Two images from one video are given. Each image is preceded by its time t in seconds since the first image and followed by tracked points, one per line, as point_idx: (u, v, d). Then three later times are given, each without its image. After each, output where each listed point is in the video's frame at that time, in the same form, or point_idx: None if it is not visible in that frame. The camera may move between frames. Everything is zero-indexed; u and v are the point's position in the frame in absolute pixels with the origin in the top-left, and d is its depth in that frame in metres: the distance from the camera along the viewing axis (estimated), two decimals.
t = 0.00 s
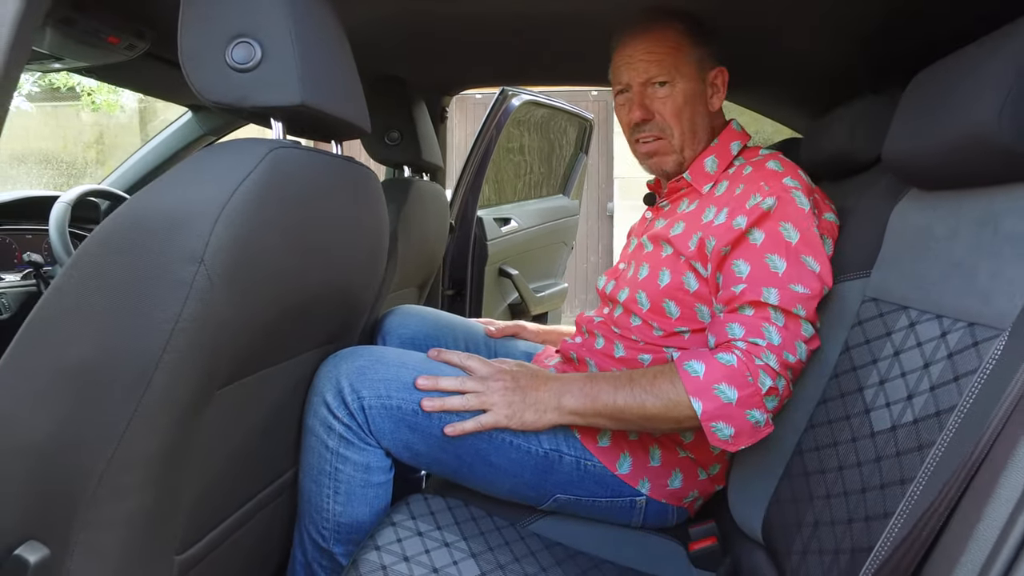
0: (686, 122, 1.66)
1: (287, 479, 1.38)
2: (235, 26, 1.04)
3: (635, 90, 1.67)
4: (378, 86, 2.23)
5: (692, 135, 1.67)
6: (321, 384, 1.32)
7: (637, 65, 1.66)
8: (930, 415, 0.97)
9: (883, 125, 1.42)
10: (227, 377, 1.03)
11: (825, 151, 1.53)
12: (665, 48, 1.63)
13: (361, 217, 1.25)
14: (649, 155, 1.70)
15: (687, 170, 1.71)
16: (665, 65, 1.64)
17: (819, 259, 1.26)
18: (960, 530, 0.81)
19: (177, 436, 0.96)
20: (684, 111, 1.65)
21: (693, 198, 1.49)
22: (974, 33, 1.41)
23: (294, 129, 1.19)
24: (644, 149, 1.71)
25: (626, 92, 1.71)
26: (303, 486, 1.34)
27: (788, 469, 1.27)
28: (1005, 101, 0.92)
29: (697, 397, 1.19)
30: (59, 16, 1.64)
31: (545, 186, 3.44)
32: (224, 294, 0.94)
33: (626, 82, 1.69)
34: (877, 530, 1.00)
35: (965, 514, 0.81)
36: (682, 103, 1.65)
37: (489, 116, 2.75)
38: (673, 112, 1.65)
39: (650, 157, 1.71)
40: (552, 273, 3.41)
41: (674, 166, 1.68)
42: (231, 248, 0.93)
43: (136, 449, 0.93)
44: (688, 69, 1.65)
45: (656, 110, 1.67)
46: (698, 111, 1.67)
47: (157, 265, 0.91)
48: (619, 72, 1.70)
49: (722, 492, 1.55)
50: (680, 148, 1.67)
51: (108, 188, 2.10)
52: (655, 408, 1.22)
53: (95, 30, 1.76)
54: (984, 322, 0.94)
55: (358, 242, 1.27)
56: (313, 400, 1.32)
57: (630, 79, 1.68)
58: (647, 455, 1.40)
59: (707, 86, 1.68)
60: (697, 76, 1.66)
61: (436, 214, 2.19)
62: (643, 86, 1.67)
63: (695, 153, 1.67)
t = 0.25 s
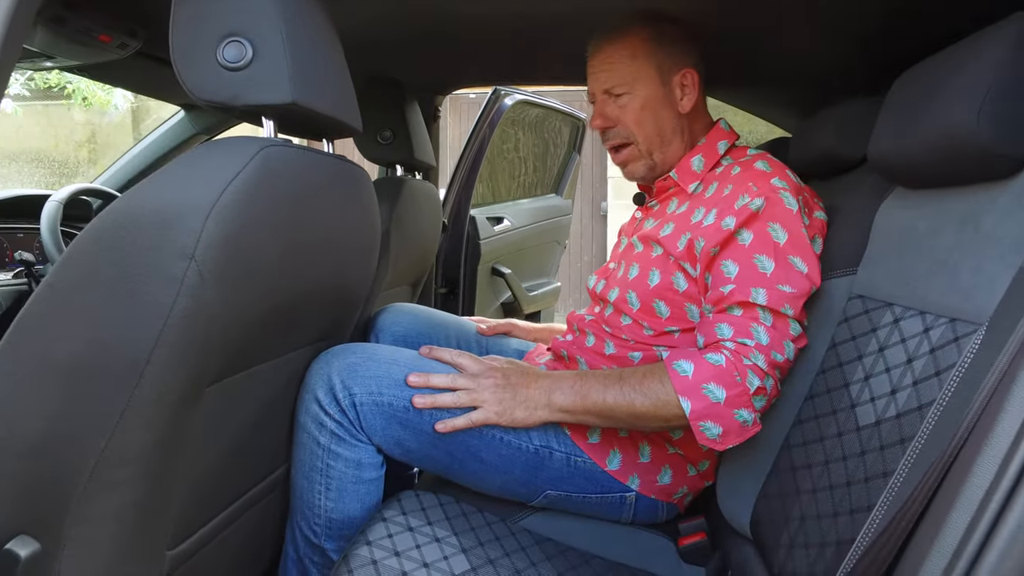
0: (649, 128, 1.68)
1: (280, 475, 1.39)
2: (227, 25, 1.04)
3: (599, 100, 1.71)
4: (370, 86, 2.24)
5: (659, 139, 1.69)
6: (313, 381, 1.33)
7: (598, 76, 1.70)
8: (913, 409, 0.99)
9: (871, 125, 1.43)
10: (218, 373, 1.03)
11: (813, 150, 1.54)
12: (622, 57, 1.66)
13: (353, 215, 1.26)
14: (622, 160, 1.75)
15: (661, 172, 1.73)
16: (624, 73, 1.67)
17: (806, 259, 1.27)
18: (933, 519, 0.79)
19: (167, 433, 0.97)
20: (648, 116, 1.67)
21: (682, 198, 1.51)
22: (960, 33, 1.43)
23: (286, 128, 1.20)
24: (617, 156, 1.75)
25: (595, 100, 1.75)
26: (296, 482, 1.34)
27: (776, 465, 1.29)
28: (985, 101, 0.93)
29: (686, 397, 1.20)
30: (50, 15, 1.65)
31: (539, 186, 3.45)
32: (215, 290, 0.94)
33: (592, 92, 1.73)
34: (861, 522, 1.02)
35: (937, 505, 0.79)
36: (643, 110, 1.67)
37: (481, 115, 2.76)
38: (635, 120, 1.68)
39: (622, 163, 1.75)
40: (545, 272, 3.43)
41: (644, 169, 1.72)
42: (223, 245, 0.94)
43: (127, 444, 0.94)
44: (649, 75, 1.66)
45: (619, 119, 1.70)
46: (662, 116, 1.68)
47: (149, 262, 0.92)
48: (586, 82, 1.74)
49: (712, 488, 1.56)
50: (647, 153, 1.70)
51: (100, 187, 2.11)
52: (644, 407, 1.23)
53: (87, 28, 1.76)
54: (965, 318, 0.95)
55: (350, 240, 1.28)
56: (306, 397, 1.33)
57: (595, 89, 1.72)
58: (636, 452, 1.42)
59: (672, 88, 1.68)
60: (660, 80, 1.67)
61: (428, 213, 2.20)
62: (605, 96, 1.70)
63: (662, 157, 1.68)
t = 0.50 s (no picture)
0: (634, 129, 1.68)
1: (273, 474, 1.39)
2: (220, 23, 1.05)
3: (584, 103, 1.73)
4: (363, 86, 2.24)
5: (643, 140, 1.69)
6: (306, 379, 1.34)
7: (583, 80, 1.71)
8: (902, 405, 1.00)
9: (860, 125, 1.45)
10: (211, 371, 1.03)
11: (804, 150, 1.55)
12: (603, 60, 1.67)
13: (346, 213, 1.26)
14: (609, 160, 1.76)
15: (648, 171, 1.74)
16: (607, 76, 1.68)
17: (797, 257, 1.28)
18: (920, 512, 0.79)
19: (159, 431, 0.97)
20: (631, 117, 1.68)
21: (674, 197, 1.51)
22: (948, 34, 1.44)
23: (279, 126, 1.21)
24: (604, 156, 1.77)
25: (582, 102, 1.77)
26: (289, 481, 1.35)
27: (767, 462, 1.29)
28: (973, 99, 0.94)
29: (677, 393, 1.20)
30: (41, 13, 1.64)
31: (532, 185, 3.46)
32: (209, 288, 0.95)
33: (578, 94, 1.74)
34: (851, 518, 1.03)
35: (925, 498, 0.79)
36: (627, 111, 1.68)
37: (474, 116, 2.76)
38: (619, 122, 1.69)
39: (610, 163, 1.76)
40: (538, 271, 3.43)
41: (630, 168, 1.73)
42: (216, 243, 0.94)
43: (119, 443, 0.94)
44: (631, 77, 1.67)
45: (604, 120, 1.71)
46: (646, 116, 1.68)
47: (141, 259, 0.92)
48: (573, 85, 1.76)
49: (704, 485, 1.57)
50: (632, 154, 1.71)
51: (91, 186, 2.10)
52: (636, 403, 1.24)
53: (78, 26, 1.75)
54: (953, 315, 0.96)
55: (343, 239, 1.28)
56: (299, 395, 1.33)
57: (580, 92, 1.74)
58: (628, 449, 1.43)
59: (656, 89, 1.68)
60: (643, 82, 1.67)
61: (421, 213, 2.20)
62: (590, 98, 1.71)
63: (646, 157, 1.69)
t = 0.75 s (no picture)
0: (633, 128, 1.72)
1: (269, 476, 1.39)
2: (216, 24, 1.04)
3: (586, 98, 1.75)
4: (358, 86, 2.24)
5: (643, 139, 1.73)
6: (302, 381, 1.33)
7: (586, 74, 1.73)
8: (895, 406, 1.00)
9: (854, 127, 1.45)
10: (207, 373, 1.03)
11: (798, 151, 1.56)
12: (608, 57, 1.69)
13: (341, 215, 1.26)
14: (606, 157, 1.79)
15: (644, 170, 1.77)
16: (610, 73, 1.70)
17: (791, 256, 1.29)
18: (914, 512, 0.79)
19: (155, 433, 0.97)
20: (632, 116, 1.71)
21: (668, 198, 1.51)
22: (941, 36, 1.45)
23: (274, 127, 1.20)
24: (601, 152, 1.80)
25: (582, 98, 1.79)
26: (284, 482, 1.34)
27: (761, 462, 1.30)
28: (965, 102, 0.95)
29: (672, 392, 1.21)
30: (34, 13, 1.64)
31: (528, 186, 3.46)
32: (205, 291, 0.95)
33: (579, 90, 1.77)
34: (844, 518, 1.03)
35: (918, 499, 0.79)
36: (628, 111, 1.72)
37: (469, 116, 2.77)
38: (619, 120, 1.73)
39: (607, 160, 1.80)
40: (534, 271, 3.44)
41: (627, 167, 1.77)
42: (212, 246, 0.94)
43: (115, 444, 0.94)
44: (633, 78, 1.70)
45: (605, 118, 1.74)
46: (647, 116, 1.72)
47: (137, 262, 0.92)
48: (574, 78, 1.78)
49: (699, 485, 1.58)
50: (630, 152, 1.74)
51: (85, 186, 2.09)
52: (632, 403, 1.25)
53: (72, 26, 1.75)
54: (946, 317, 0.96)
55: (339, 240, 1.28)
56: (294, 397, 1.33)
57: (582, 87, 1.76)
58: (624, 450, 1.43)
59: (658, 90, 1.71)
60: (645, 83, 1.70)
61: (417, 214, 2.20)
62: (592, 95, 1.74)
63: (644, 157, 1.73)
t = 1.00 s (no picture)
0: (669, 118, 1.66)
1: (268, 480, 1.39)
2: (214, 29, 1.04)
3: (625, 80, 1.66)
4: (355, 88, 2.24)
5: (675, 132, 1.67)
6: (301, 384, 1.33)
7: (627, 56, 1.65)
8: (892, 411, 1.01)
9: (851, 130, 1.46)
10: (205, 378, 1.03)
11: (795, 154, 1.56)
12: (656, 40, 1.64)
13: (340, 220, 1.26)
14: (631, 148, 1.68)
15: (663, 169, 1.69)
16: (655, 57, 1.65)
17: (790, 260, 1.29)
18: (912, 519, 0.79)
19: (153, 439, 0.97)
20: (671, 105, 1.65)
21: (665, 202, 1.51)
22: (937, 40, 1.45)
23: (272, 131, 1.20)
24: (626, 143, 1.68)
25: (612, 83, 1.70)
26: (283, 486, 1.34)
27: (759, 465, 1.30)
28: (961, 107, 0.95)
29: (679, 400, 1.20)
30: (30, 14, 1.63)
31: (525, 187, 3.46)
32: (203, 297, 0.95)
33: (613, 72, 1.68)
34: (842, 522, 1.03)
35: (916, 504, 0.79)
36: (668, 99, 1.65)
37: (466, 118, 2.77)
38: (659, 106, 1.65)
39: (630, 152, 1.68)
40: (531, 273, 3.44)
41: (655, 159, 1.66)
42: (211, 251, 0.94)
43: (114, 451, 0.94)
44: (675, 69, 1.67)
45: (642, 103, 1.66)
46: (681, 109, 1.68)
47: (134, 267, 0.92)
48: (604, 62, 1.68)
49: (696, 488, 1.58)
50: (661, 144, 1.66)
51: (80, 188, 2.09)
52: (639, 411, 1.23)
53: (68, 28, 1.74)
54: (942, 321, 0.97)
55: (336, 245, 1.28)
56: (293, 401, 1.33)
57: (617, 70, 1.67)
58: (623, 452, 1.42)
59: (689, 88, 1.70)
60: (683, 77, 1.68)
61: (414, 216, 2.20)
62: (631, 77, 1.66)
63: (674, 151, 1.66)
